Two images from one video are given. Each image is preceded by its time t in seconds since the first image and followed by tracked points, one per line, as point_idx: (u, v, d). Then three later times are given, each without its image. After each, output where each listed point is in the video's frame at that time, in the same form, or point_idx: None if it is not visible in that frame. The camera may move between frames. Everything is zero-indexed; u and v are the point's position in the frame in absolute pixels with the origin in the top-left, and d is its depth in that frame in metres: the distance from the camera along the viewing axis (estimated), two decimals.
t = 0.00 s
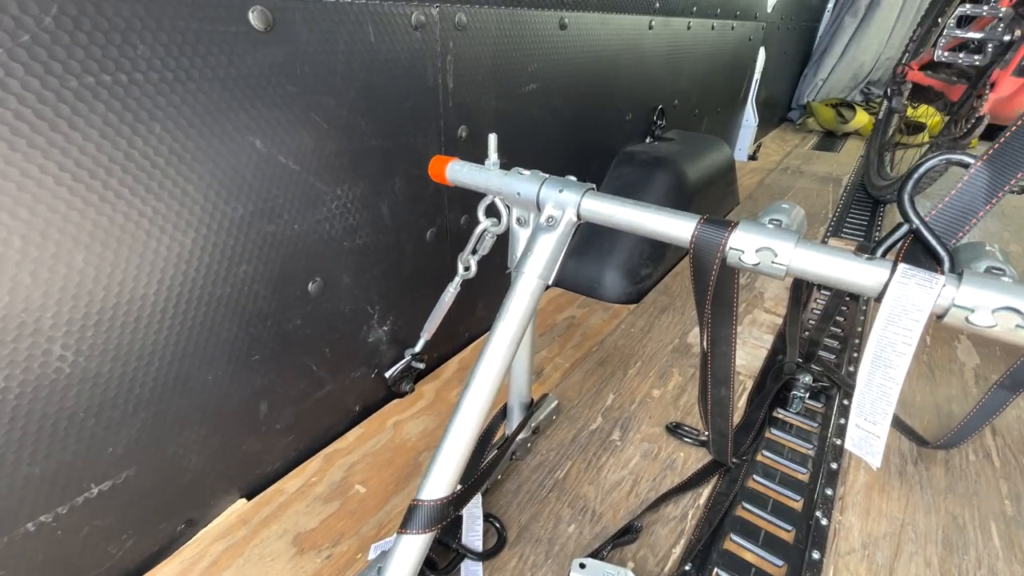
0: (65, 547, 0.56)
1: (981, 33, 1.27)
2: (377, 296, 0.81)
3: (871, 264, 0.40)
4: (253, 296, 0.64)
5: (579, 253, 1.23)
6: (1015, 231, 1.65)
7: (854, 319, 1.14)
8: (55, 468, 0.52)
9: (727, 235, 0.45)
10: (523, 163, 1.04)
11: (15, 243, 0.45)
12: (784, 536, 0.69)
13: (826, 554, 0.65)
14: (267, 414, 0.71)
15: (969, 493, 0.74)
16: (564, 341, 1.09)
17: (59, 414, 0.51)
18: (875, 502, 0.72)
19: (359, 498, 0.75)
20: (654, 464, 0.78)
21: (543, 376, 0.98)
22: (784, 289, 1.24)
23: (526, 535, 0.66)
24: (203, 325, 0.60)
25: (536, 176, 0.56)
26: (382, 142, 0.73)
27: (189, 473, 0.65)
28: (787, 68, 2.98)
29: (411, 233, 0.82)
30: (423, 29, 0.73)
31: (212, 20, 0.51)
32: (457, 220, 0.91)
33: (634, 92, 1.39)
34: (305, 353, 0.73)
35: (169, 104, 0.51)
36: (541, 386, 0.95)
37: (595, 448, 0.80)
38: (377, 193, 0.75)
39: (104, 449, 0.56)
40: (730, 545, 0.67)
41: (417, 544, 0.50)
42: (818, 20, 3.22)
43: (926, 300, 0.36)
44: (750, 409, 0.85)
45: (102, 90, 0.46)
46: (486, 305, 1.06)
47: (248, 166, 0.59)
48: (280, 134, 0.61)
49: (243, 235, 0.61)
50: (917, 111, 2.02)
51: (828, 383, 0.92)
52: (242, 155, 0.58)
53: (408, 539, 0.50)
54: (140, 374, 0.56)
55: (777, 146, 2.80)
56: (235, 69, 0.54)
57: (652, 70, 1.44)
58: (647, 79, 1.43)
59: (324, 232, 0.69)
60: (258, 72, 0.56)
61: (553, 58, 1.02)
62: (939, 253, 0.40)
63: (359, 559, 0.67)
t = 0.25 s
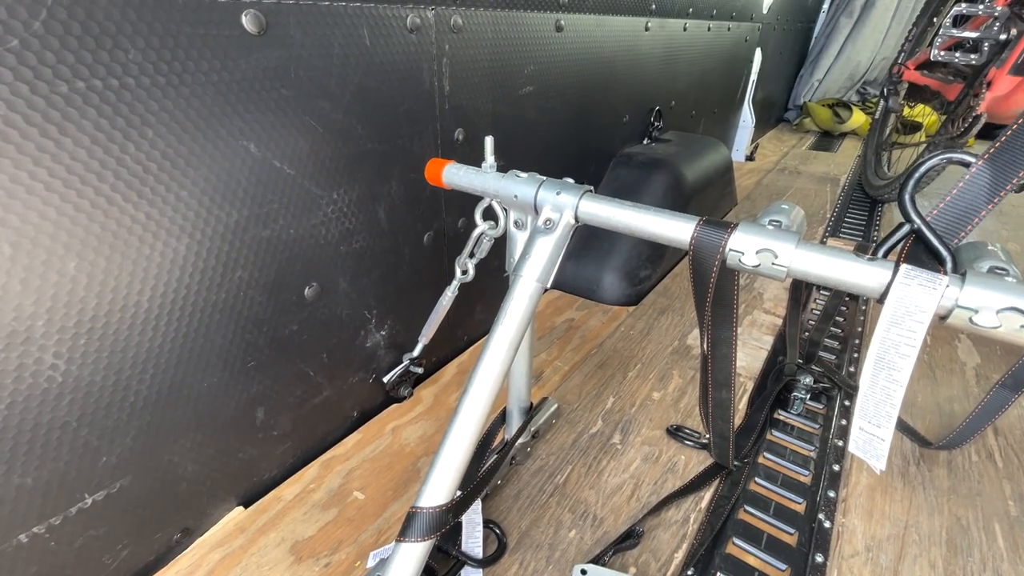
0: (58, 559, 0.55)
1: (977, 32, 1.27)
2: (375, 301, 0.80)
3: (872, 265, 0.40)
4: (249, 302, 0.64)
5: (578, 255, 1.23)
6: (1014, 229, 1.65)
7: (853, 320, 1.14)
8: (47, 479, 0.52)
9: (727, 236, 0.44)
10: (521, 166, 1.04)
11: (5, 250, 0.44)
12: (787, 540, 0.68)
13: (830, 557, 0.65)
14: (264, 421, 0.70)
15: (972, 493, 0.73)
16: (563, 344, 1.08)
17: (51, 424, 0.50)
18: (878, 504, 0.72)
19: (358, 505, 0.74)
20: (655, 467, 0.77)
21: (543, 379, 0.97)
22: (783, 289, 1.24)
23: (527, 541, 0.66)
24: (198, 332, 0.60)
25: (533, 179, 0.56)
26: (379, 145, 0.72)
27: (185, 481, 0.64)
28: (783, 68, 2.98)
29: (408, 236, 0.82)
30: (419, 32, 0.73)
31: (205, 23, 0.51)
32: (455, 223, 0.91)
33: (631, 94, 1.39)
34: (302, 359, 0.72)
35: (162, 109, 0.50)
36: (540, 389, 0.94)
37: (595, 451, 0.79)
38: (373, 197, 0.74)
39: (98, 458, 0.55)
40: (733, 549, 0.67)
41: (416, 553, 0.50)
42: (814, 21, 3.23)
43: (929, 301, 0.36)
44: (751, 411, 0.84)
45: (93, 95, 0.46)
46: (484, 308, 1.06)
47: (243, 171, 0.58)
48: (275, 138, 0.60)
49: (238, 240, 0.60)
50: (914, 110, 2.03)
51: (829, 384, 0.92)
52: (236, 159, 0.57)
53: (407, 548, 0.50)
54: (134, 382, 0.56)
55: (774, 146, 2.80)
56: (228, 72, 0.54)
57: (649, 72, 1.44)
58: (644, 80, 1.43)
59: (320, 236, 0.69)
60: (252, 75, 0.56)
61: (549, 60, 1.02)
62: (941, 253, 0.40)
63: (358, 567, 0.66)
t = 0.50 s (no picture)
0: (60, 560, 0.55)
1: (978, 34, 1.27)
2: (377, 302, 0.80)
3: (876, 266, 0.40)
4: (252, 303, 0.64)
5: (580, 256, 1.23)
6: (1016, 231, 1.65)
7: (855, 321, 1.14)
8: (50, 480, 0.52)
9: (731, 237, 0.44)
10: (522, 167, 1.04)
11: (9, 252, 0.44)
12: (790, 541, 0.68)
13: (834, 559, 0.65)
14: (267, 422, 0.70)
15: (975, 495, 0.73)
16: (565, 345, 1.08)
17: (55, 425, 0.50)
18: (882, 505, 0.71)
19: (360, 506, 0.74)
20: (658, 468, 0.77)
21: (545, 380, 0.97)
22: (785, 291, 1.24)
23: (530, 543, 0.65)
24: (201, 333, 0.60)
25: (536, 180, 0.56)
26: (381, 147, 0.72)
27: (188, 482, 0.64)
28: (784, 69, 2.99)
29: (410, 237, 0.82)
30: (421, 33, 0.73)
31: (208, 25, 0.51)
32: (457, 224, 0.91)
33: (632, 95, 1.39)
34: (305, 360, 0.72)
35: (166, 110, 0.50)
36: (542, 391, 0.94)
37: (598, 453, 0.79)
38: (376, 198, 0.74)
39: (101, 459, 0.55)
40: (736, 551, 0.67)
41: (419, 554, 0.50)
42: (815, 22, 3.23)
43: (934, 302, 0.36)
44: (753, 412, 0.84)
45: (97, 96, 0.46)
46: (486, 309, 1.06)
47: (246, 172, 0.58)
48: (278, 140, 0.60)
49: (241, 241, 0.60)
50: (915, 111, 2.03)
51: (831, 385, 0.92)
52: (240, 160, 0.57)
53: (411, 549, 0.49)
54: (137, 383, 0.56)
55: (776, 147, 2.80)
56: (232, 74, 0.54)
57: (651, 73, 1.44)
58: (646, 81, 1.43)
59: (323, 237, 0.69)
60: (255, 77, 0.56)
61: (551, 61, 1.02)
62: (946, 254, 0.40)
63: (360, 569, 0.66)
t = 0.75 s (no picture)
0: (51, 564, 0.54)
1: (972, 39, 1.29)
2: (373, 304, 0.80)
3: (869, 270, 0.40)
4: (246, 306, 0.63)
5: (576, 259, 1.23)
6: (1009, 235, 1.66)
7: (850, 324, 1.14)
8: (41, 484, 0.51)
9: (725, 242, 0.45)
10: (519, 170, 1.04)
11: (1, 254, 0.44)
12: (785, 545, 0.68)
13: (828, 562, 0.65)
14: (261, 425, 0.70)
15: (968, 498, 0.73)
16: (561, 348, 1.08)
17: (46, 428, 0.50)
18: (875, 509, 0.72)
19: (355, 510, 0.74)
20: (653, 471, 0.77)
21: (541, 382, 0.97)
22: (780, 294, 1.24)
23: (525, 546, 0.65)
24: (195, 336, 0.59)
25: (532, 184, 0.56)
26: (378, 149, 0.72)
27: (181, 485, 0.64)
28: (780, 73, 3.00)
29: (406, 240, 0.82)
30: (418, 36, 0.73)
31: (204, 27, 0.51)
32: (453, 226, 0.91)
33: (629, 99, 1.39)
34: (299, 363, 0.72)
35: (160, 112, 0.50)
36: (538, 393, 0.94)
37: (593, 455, 0.79)
38: (372, 201, 0.74)
39: (93, 463, 0.54)
40: (731, 554, 0.67)
41: (413, 558, 0.49)
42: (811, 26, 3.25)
43: (926, 308, 0.36)
44: (748, 416, 0.84)
45: (91, 98, 0.45)
46: (483, 312, 1.05)
47: (242, 174, 0.58)
48: (274, 142, 0.60)
49: (236, 243, 0.60)
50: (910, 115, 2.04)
51: (826, 389, 0.92)
52: (235, 162, 0.57)
53: (405, 553, 0.49)
54: (130, 385, 0.55)
55: (771, 151, 2.81)
56: (227, 76, 0.54)
57: (647, 76, 1.44)
58: (642, 84, 1.43)
59: (319, 239, 0.69)
60: (251, 79, 0.56)
61: (548, 64, 1.02)
62: (937, 259, 0.40)
63: (354, 572, 0.66)
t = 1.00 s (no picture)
0: (44, 567, 0.54)
1: (964, 40, 1.30)
2: (368, 306, 0.80)
3: (859, 271, 0.40)
4: (240, 307, 0.63)
5: (571, 260, 1.23)
6: (1001, 235, 1.67)
7: (844, 324, 1.15)
8: (34, 487, 0.51)
9: (717, 243, 0.45)
10: (514, 171, 1.04)
11: None
12: (778, 544, 0.69)
13: (821, 561, 0.65)
14: (256, 427, 0.70)
15: (960, 497, 0.74)
16: (556, 349, 1.08)
17: (39, 431, 0.50)
18: (868, 507, 0.72)
19: (350, 511, 0.74)
20: (648, 472, 0.77)
21: (536, 383, 0.97)
22: (775, 294, 1.25)
23: (520, 547, 0.65)
24: (189, 338, 0.59)
25: (525, 185, 0.56)
26: (372, 151, 0.72)
27: (175, 488, 0.63)
28: (774, 74, 3.02)
29: (401, 241, 0.82)
30: (412, 38, 0.73)
31: (197, 29, 0.51)
32: (448, 227, 0.91)
33: (624, 100, 1.40)
34: (294, 364, 0.72)
35: (153, 114, 0.50)
36: (534, 394, 0.94)
37: (588, 456, 0.79)
38: (366, 202, 0.74)
39: (86, 466, 0.54)
40: (725, 554, 0.67)
41: (408, 559, 0.49)
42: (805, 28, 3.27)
43: (914, 308, 0.36)
44: (743, 416, 0.85)
45: (83, 100, 0.45)
46: (478, 313, 1.06)
47: (235, 175, 0.58)
48: (267, 144, 0.60)
49: (230, 245, 0.60)
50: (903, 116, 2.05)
51: (819, 388, 0.93)
52: (228, 164, 0.57)
53: (399, 554, 0.49)
54: (124, 388, 0.55)
55: (766, 151, 2.83)
56: (220, 78, 0.54)
57: (642, 77, 1.45)
58: (637, 86, 1.44)
59: (313, 241, 0.69)
60: (244, 81, 0.56)
61: (543, 66, 1.02)
62: (927, 260, 0.40)
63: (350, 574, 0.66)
